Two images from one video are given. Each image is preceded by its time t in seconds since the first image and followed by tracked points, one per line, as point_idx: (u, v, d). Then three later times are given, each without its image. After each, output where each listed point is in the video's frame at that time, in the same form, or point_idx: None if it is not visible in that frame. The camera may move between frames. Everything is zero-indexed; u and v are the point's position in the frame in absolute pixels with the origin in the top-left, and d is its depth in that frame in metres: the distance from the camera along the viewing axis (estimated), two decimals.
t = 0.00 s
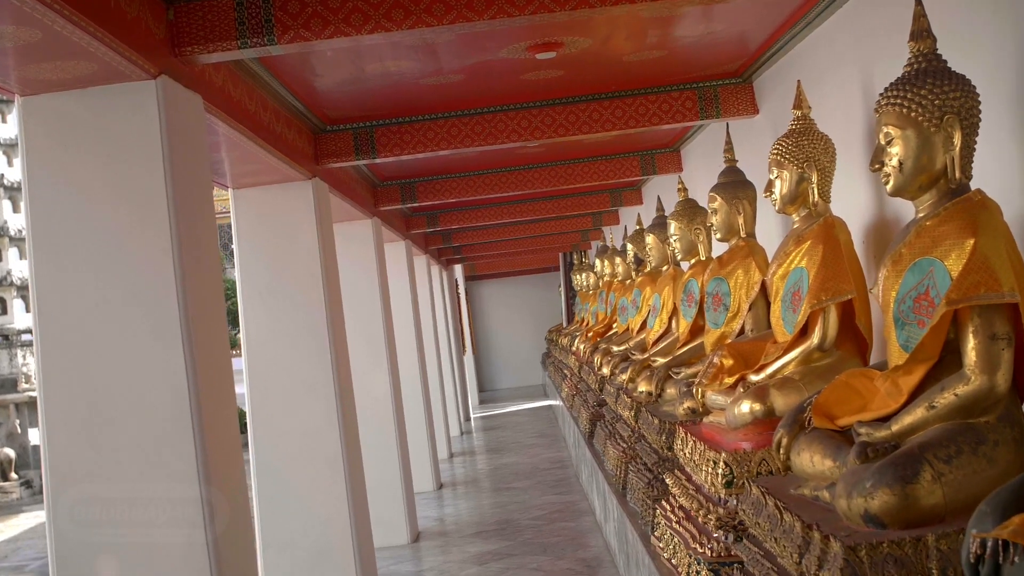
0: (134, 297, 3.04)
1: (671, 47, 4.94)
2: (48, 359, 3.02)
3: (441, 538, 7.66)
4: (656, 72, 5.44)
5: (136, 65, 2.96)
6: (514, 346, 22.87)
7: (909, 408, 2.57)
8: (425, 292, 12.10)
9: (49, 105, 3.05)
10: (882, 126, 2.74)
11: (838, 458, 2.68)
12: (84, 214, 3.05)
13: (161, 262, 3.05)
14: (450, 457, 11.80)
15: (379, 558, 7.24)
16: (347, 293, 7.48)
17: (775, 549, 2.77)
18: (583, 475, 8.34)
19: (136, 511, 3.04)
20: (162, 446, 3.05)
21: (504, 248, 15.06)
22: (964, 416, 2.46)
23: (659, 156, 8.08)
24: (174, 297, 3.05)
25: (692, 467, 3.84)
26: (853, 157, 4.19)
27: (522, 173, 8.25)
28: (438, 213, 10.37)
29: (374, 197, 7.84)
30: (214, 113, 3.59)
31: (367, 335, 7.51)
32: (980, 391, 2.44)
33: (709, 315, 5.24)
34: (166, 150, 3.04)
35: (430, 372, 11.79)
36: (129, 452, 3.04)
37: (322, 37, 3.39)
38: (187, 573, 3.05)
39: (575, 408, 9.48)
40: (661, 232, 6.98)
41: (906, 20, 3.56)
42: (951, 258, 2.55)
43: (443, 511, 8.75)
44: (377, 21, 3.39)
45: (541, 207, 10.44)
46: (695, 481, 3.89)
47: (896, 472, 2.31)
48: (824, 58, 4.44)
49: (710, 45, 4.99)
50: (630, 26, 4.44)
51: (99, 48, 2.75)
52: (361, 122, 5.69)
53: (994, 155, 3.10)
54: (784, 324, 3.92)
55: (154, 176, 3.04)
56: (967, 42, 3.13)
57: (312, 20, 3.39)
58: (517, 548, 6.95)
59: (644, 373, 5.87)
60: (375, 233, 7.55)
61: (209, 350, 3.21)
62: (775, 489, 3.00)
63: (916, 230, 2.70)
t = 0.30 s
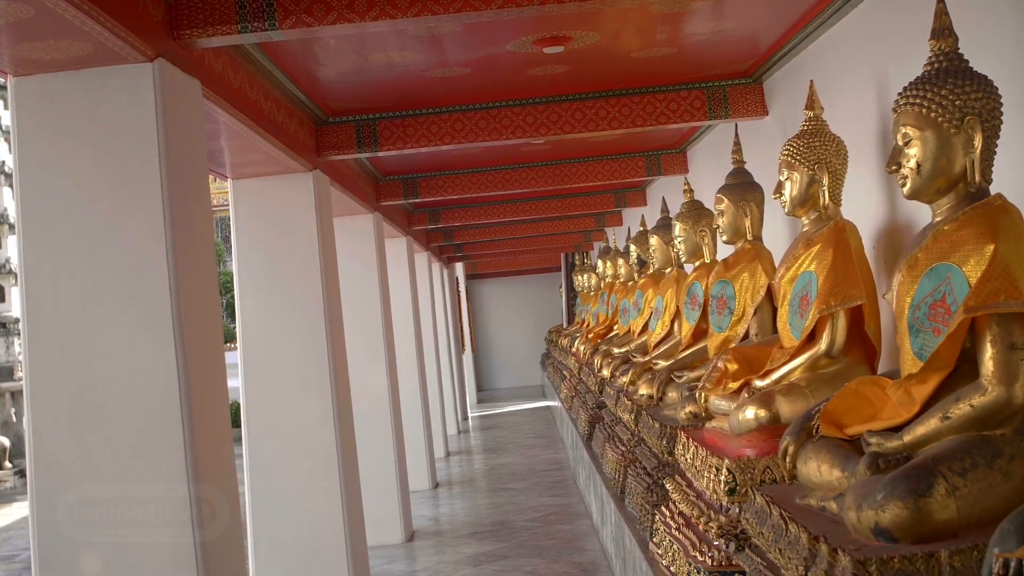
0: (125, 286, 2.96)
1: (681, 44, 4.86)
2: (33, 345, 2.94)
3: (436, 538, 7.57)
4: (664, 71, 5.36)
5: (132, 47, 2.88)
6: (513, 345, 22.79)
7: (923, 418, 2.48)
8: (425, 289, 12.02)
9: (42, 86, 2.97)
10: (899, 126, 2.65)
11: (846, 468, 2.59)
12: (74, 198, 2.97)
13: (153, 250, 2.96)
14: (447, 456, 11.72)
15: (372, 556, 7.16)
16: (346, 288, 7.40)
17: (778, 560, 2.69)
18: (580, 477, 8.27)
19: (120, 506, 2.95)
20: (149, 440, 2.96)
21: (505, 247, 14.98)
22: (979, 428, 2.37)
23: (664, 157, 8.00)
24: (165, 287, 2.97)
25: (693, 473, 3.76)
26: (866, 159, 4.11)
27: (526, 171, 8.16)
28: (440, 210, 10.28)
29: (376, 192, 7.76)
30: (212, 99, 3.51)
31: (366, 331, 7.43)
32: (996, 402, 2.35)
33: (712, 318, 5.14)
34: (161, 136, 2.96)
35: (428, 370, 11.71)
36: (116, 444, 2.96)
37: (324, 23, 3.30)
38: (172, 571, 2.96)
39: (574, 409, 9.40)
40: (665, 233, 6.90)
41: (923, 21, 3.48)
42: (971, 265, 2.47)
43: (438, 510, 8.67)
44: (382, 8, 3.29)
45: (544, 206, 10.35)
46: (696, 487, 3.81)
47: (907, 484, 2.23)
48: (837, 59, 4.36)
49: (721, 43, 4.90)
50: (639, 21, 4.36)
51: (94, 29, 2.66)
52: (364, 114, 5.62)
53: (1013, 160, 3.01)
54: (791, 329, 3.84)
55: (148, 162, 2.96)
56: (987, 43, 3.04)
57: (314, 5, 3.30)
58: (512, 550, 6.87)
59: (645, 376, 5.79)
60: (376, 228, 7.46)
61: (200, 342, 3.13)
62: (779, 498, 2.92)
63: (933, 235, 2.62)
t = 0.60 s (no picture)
0: (114, 273, 2.87)
1: (693, 42, 4.76)
2: (18, 332, 2.85)
3: (430, 537, 7.48)
4: (675, 68, 5.26)
5: (127, 25, 2.78)
6: (513, 344, 22.71)
7: (938, 430, 2.38)
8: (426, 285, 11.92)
9: (33, 64, 2.88)
10: (921, 126, 2.56)
11: (855, 480, 2.50)
12: (64, 181, 2.88)
13: (145, 236, 2.87)
14: (443, 454, 11.63)
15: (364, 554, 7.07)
16: (345, 281, 7.30)
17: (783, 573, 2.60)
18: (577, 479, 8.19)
19: (104, 501, 2.86)
20: (135, 433, 2.87)
21: (507, 245, 14.89)
22: (997, 443, 2.27)
23: (670, 158, 7.92)
24: (156, 276, 2.87)
25: (694, 479, 3.66)
26: (879, 160, 4.04)
27: (530, 168, 8.06)
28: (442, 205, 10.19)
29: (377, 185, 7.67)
30: (211, 82, 3.40)
31: (364, 325, 7.33)
32: (1015, 416, 2.25)
33: (716, 321, 5.04)
34: (156, 118, 2.86)
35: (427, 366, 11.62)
36: (101, 437, 2.87)
37: (328, 7, 3.20)
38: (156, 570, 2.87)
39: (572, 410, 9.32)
40: (670, 235, 6.80)
41: (945, 20, 3.37)
42: (993, 272, 2.39)
43: (432, 509, 8.57)
44: None
45: (548, 204, 10.25)
46: (696, 495, 3.71)
47: (921, 500, 2.13)
48: (852, 59, 4.26)
49: (734, 42, 4.80)
50: (651, 16, 4.26)
51: (87, 5, 2.56)
52: (368, 104, 5.52)
53: None
54: (799, 335, 3.74)
55: (142, 145, 2.86)
56: (1013, 43, 2.94)
57: None
58: (507, 551, 6.78)
59: (647, 378, 5.69)
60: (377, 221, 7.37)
61: (192, 333, 3.03)
62: (785, 508, 2.83)
63: (953, 240, 2.53)
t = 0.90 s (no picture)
0: (103, 262, 2.79)
1: (703, 40, 4.67)
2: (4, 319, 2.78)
3: (424, 537, 7.40)
4: (684, 67, 5.18)
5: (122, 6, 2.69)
6: (513, 344, 22.64)
7: (951, 442, 2.30)
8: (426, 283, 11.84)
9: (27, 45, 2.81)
10: (940, 128, 2.50)
11: (864, 492, 2.41)
12: (54, 167, 2.81)
13: (136, 224, 2.79)
14: (440, 453, 11.55)
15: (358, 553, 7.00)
16: (344, 276, 7.21)
17: None
18: (575, 482, 8.12)
19: (88, 496, 2.79)
20: (121, 427, 2.79)
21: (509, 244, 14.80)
22: (1013, 456, 2.19)
23: (676, 160, 7.87)
24: (146, 265, 2.79)
25: (696, 486, 3.57)
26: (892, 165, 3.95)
27: (533, 166, 7.97)
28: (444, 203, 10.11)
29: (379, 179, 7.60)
30: (207, 68, 3.33)
31: (363, 322, 7.26)
32: None
33: (720, 325, 4.94)
34: (151, 103, 2.78)
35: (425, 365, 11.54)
36: (86, 430, 2.80)
37: None
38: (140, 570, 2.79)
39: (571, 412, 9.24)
40: (675, 236, 6.71)
41: (963, 21, 3.29)
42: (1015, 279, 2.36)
43: (428, 509, 8.49)
44: None
45: (551, 204, 10.16)
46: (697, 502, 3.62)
47: (935, 515, 2.04)
48: (865, 61, 4.18)
49: (744, 41, 4.73)
50: (660, 13, 4.18)
51: None
52: (371, 97, 5.44)
53: None
54: (806, 342, 3.65)
55: (136, 131, 2.78)
56: None
57: None
58: (502, 553, 6.69)
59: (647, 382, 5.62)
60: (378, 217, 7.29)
61: (183, 325, 2.95)
62: (789, 520, 2.76)
63: (972, 246, 2.50)
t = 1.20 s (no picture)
0: (91, 248, 2.70)
1: (714, 38, 4.57)
2: None
3: (417, 536, 7.32)
4: (694, 65, 5.08)
5: None
6: (512, 343, 22.55)
7: (967, 457, 2.21)
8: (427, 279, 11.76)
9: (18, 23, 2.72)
10: (963, 130, 2.43)
11: (874, 507, 2.31)
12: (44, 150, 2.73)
13: (125, 209, 2.69)
14: (436, 451, 11.47)
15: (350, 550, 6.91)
16: (343, 270, 7.11)
17: None
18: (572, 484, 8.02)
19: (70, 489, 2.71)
20: (105, 420, 2.70)
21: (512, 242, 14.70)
22: None
23: (683, 160, 7.76)
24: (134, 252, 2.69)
25: (696, 493, 3.47)
26: (908, 171, 3.84)
27: (537, 164, 7.87)
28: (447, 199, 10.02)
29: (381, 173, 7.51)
30: (206, 51, 3.23)
31: (361, 316, 7.16)
32: None
33: (724, 329, 4.84)
34: (145, 85, 2.69)
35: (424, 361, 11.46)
36: (69, 420, 2.71)
37: None
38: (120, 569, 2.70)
39: (569, 413, 9.15)
40: (679, 238, 6.61)
41: (986, 23, 3.19)
42: None
43: (422, 507, 8.40)
44: None
45: (555, 202, 10.06)
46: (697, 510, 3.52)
47: (951, 536, 1.94)
48: (881, 63, 4.08)
49: (756, 40, 4.63)
50: (672, 9, 4.09)
51: None
52: (374, 88, 5.35)
53: None
54: (814, 349, 3.56)
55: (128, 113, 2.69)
56: None
57: None
58: (495, 555, 6.60)
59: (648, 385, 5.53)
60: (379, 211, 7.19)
61: (172, 315, 2.85)
62: (794, 533, 2.66)
63: (994, 253, 2.45)
